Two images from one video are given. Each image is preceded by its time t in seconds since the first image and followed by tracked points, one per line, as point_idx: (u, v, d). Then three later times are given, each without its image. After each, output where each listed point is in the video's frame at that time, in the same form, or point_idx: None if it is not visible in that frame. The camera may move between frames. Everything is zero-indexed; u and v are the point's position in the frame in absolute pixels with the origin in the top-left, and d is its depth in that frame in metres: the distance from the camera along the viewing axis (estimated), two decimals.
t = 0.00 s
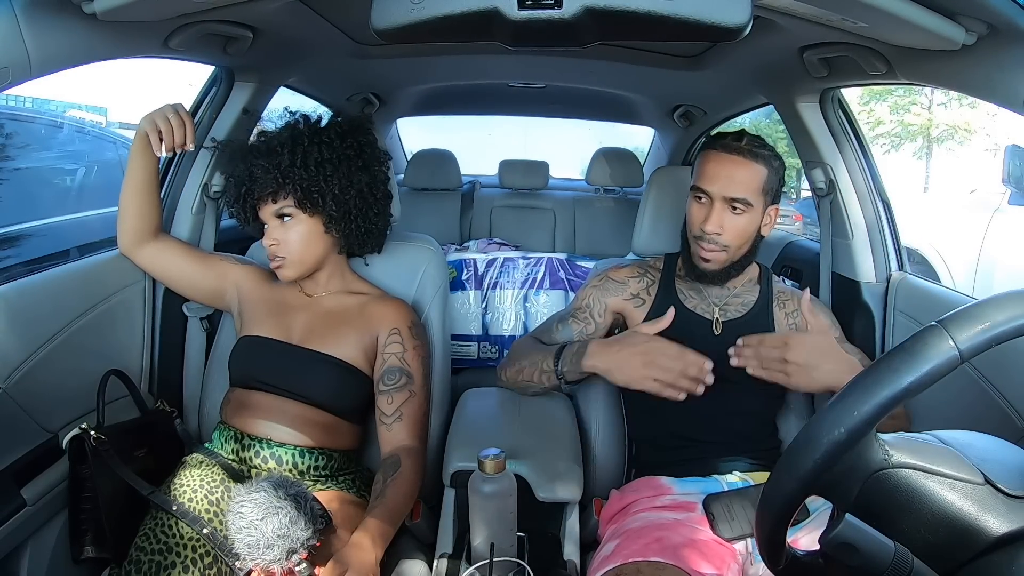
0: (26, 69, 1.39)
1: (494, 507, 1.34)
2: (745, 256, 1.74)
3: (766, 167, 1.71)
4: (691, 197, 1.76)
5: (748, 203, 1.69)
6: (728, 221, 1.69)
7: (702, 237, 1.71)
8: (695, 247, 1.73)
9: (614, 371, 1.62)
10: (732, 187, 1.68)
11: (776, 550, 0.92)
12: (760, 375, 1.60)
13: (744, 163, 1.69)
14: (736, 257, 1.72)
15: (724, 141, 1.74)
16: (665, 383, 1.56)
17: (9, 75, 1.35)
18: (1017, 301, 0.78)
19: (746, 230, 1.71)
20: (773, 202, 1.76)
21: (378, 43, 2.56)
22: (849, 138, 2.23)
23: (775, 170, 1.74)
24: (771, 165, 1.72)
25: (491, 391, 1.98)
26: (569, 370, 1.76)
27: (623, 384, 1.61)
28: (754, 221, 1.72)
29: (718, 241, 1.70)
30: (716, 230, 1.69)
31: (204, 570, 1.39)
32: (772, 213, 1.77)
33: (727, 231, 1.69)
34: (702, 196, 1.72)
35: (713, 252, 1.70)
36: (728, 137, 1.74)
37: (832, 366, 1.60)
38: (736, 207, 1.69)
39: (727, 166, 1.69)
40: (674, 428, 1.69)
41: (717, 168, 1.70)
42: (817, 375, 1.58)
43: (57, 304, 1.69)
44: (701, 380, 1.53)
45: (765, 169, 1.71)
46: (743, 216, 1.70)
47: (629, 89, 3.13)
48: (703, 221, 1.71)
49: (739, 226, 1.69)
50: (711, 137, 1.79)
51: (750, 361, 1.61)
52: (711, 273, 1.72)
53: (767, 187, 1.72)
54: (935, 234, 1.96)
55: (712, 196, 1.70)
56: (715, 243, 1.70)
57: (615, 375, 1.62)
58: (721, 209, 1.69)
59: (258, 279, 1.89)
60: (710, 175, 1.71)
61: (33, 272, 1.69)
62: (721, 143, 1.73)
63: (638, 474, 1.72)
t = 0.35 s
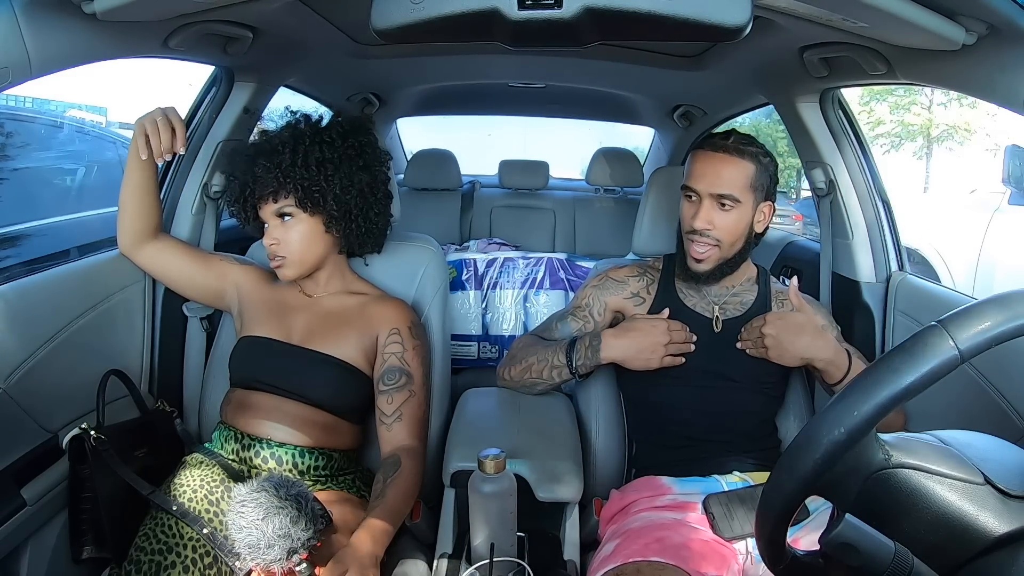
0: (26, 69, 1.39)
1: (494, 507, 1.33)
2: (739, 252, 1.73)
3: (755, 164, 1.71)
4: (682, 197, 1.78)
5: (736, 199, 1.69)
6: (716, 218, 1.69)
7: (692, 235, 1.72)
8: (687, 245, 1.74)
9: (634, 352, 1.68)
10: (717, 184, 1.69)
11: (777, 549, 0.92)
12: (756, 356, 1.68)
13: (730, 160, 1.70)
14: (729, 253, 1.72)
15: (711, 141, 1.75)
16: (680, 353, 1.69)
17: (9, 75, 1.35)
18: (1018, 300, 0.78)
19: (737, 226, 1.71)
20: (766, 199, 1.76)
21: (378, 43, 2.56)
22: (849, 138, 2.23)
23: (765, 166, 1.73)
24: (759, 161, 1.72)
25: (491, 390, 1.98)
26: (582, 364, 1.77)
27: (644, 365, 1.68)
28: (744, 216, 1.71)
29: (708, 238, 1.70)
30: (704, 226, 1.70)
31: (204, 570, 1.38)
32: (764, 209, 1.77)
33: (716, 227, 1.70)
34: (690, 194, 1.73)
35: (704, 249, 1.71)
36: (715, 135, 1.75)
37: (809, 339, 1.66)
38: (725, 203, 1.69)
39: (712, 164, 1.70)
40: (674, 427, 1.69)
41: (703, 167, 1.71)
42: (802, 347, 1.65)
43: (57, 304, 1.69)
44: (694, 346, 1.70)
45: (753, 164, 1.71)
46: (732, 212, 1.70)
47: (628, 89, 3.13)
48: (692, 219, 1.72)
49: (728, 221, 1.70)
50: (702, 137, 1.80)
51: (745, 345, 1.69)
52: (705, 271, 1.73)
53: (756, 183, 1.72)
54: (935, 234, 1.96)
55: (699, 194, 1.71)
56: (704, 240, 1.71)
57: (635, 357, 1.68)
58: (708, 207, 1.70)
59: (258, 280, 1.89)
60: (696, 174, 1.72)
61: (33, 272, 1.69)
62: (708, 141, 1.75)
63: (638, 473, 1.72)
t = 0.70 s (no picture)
0: (26, 69, 1.38)
1: (494, 507, 1.33)
2: (736, 252, 1.73)
3: (753, 164, 1.71)
4: (681, 197, 1.78)
5: (732, 199, 1.69)
6: (712, 218, 1.70)
7: (688, 235, 1.72)
8: (684, 244, 1.75)
9: (634, 353, 1.68)
10: (713, 184, 1.69)
11: (777, 550, 0.92)
12: (756, 357, 1.68)
13: (727, 160, 1.70)
14: (726, 253, 1.72)
15: (709, 141, 1.75)
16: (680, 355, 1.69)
17: (9, 75, 1.35)
18: (1018, 301, 0.78)
19: (733, 227, 1.71)
20: (764, 199, 1.76)
21: (378, 43, 2.56)
22: (849, 138, 2.23)
23: (763, 166, 1.73)
24: (756, 162, 1.72)
25: (491, 390, 1.98)
26: (582, 365, 1.77)
27: (644, 366, 1.67)
28: (741, 217, 1.71)
29: (703, 238, 1.70)
30: (700, 226, 1.70)
31: (204, 570, 1.38)
32: (762, 209, 1.77)
33: (712, 227, 1.70)
34: (687, 194, 1.74)
35: (698, 248, 1.71)
36: (712, 136, 1.75)
37: (810, 339, 1.66)
38: (721, 203, 1.69)
39: (709, 164, 1.71)
40: (674, 427, 1.69)
41: (699, 167, 1.72)
42: (802, 347, 1.65)
43: (57, 304, 1.69)
44: (694, 346, 1.70)
45: (750, 165, 1.71)
46: (728, 213, 1.70)
47: (628, 89, 3.13)
48: (688, 219, 1.73)
49: (724, 222, 1.70)
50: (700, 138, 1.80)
51: (745, 346, 1.69)
52: (700, 269, 1.73)
53: (754, 183, 1.72)
54: (935, 234, 1.96)
55: (696, 194, 1.71)
56: (700, 240, 1.71)
57: (635, 358, 1.68)
58: (705, 207, 1.70)
59: (257, 280, 1.89)
60: (693, 174, 1.73)
61: (33, 272, 1.69)
62: (705, 142, 1.75)
63: (638, 474, 1.72)
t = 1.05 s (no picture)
0: (26, 69, 1.38)
1: (494, 507, 1.33)
2: (734, 253, 1.73)
3: (752, 165, 1.71)
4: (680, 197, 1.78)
5: (730, 200, 1.69)
6: (710, 219, 1.70)
7: (685, 236, 1.72)
8: (682, 244, 1.74)
9: (634, 353, 1.68)
10: (712, 185, 1.69)
11: (777, 550, 0.92)
12: (756, 356, 1.68)
13: (725, 161, 1.70)
14: (724, 254, 1.71)
15: (708, 141, 1.74)
16: (679, 354, 1.70)
17: (9, 75, 1.35)
18: (1018, 301, 0.78)
19: (731, 228, 1.71)
20: (765, 201, 1.77)
21: (378, 43, 2.56)
22: (849, 138, 2.23)
23: (763, 167, 1.73)
24: (756, 163, 1.72)
25: (491, 390, 1.97)
26: (581, 365, 1.77)
27: (644, 366, 1.67)
28: (739, 218, 1.71)
29: (701, 239, 1.70)
30: (699, 227, 1.70)
31: (204, 570, 1.39)
32: (762, 211, 1.77)
33: (710, 228, 1.70)
34: (687, 194, 1.74)
35: (696, 249, 1.71)
36: (712, 137, 1.75)
37: (810, 338, 1.66)
38: (719, 205, 1.69)
39: (707, 165, 1.71)
40: (674, 427, 1.69)
41: (698, 168, 1.72)
42: (802, 348, 1.65)
43: (57, 304, 1.69)
44: (694, 346, 1.70)
45: (749, 166, 1.71)
46: (727, 214, 1.70)
47: (628, 89, 3.13)
48: (686, 220, 1.73)
49: (723, 223, 1.70)
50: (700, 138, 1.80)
51: (745, 346, 1.69)
52: (698, 269, 1.73)
53: (753, 185, 1.72)
54: (935, 234, 1.96)
55: (694, 195, 1.72)
56: (698, 240, 1.70)
57: (634, 358, 1.68)
58: (703, 208, 1.70)
59: (258, 281, 1.88)
60: (690, 175, 1.73)
61: (33, 272, 1.69)
62: (705, 142, 1.75)
63: (638, 474, 1.72)
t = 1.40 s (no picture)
0: (26, 69, 1.38)
1: (495, 507, 1.33)
2: (734, 252, 1.73)
3: (752, 164, 1.71)
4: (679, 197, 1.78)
5: (730, 200, 1.69)
6: (709, 220, 1.70)
7: (684, 236, 1.72)
8: (681, 244, 1.75)
9: (634, 353, 1.68)
10: (710, 186, 1.69)
11: (777, 551, 0.92)
12: (757, 356, 1.68)
13: (723, 162, 1.70)
14: (724, 253, 1.72)
15: (708, 141, 1.74)
16: (679, 355, 1.70)
17: (9, 75, 1.35)
18: (1018, 300, 0.78)
19: (731, 228, 1.71)
20: (764, 201, 1.77)
21: (378, 43, 2.56)
22: (849, 138, 2.23)
23: (762, 167, 1.73)
24: (756, 163, 1.72)
25: (491, 390, 1.97)
26: (581, 365, 1.77)
27: (644, 366, 1.67)
28: (738, 217, 1.71)
29: (700, 239, 1.70)
30: (698, 227, 1.70)
31: (204, 570, 1.39)
32: (761, 210, 1.77)
33: (709, 228, 1.70)
34: (686, 195, 1.74)
35: (696, 249, 1.71)
36: (711, 137, 1.75)
37: (810, 338, 1.66)
38: (718, 205, 1.70)
39: (707, 165, 1.71)
40: (674, 427, 1.69)
41: (698, 168, 1.72)
42: (802, 348, 1.65)
43: (57, 304, 1.69)
44: (694, 346, 1.70)
45: (748, 166, 1.71)
46: (726, 214, 1.70)
47: (628, 89, 3.13)
48: (685, 220, 1.73)
49: (722, 223, 1.70)
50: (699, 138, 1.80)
51: (746, 346, 1.69)
52: (697, 269, 1.73)
53: (753, 185, 1.72)
54: (935, 234, 1.96)
55: (693, 195, 1.72)
56: (698, 240, 1.71)
57: (633, 359, 1.68)
58: (702, 209, 1.70)
59: (258, 280, 1.88)
60: (690, 175, 1.73)
61: (33, 272, 1.69)
62: (704, 142, 1.75)
63: (638, 473, 1.72)
